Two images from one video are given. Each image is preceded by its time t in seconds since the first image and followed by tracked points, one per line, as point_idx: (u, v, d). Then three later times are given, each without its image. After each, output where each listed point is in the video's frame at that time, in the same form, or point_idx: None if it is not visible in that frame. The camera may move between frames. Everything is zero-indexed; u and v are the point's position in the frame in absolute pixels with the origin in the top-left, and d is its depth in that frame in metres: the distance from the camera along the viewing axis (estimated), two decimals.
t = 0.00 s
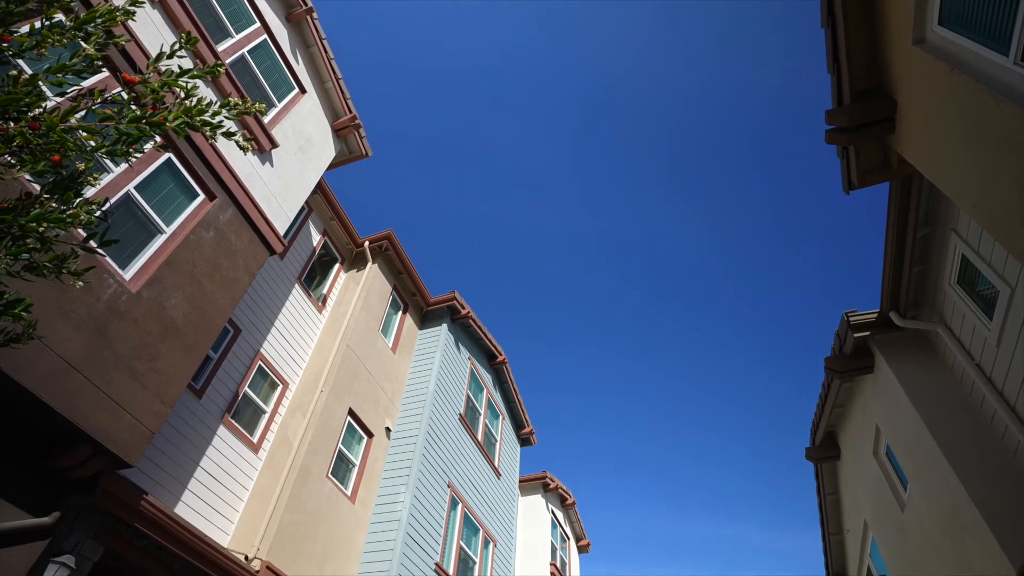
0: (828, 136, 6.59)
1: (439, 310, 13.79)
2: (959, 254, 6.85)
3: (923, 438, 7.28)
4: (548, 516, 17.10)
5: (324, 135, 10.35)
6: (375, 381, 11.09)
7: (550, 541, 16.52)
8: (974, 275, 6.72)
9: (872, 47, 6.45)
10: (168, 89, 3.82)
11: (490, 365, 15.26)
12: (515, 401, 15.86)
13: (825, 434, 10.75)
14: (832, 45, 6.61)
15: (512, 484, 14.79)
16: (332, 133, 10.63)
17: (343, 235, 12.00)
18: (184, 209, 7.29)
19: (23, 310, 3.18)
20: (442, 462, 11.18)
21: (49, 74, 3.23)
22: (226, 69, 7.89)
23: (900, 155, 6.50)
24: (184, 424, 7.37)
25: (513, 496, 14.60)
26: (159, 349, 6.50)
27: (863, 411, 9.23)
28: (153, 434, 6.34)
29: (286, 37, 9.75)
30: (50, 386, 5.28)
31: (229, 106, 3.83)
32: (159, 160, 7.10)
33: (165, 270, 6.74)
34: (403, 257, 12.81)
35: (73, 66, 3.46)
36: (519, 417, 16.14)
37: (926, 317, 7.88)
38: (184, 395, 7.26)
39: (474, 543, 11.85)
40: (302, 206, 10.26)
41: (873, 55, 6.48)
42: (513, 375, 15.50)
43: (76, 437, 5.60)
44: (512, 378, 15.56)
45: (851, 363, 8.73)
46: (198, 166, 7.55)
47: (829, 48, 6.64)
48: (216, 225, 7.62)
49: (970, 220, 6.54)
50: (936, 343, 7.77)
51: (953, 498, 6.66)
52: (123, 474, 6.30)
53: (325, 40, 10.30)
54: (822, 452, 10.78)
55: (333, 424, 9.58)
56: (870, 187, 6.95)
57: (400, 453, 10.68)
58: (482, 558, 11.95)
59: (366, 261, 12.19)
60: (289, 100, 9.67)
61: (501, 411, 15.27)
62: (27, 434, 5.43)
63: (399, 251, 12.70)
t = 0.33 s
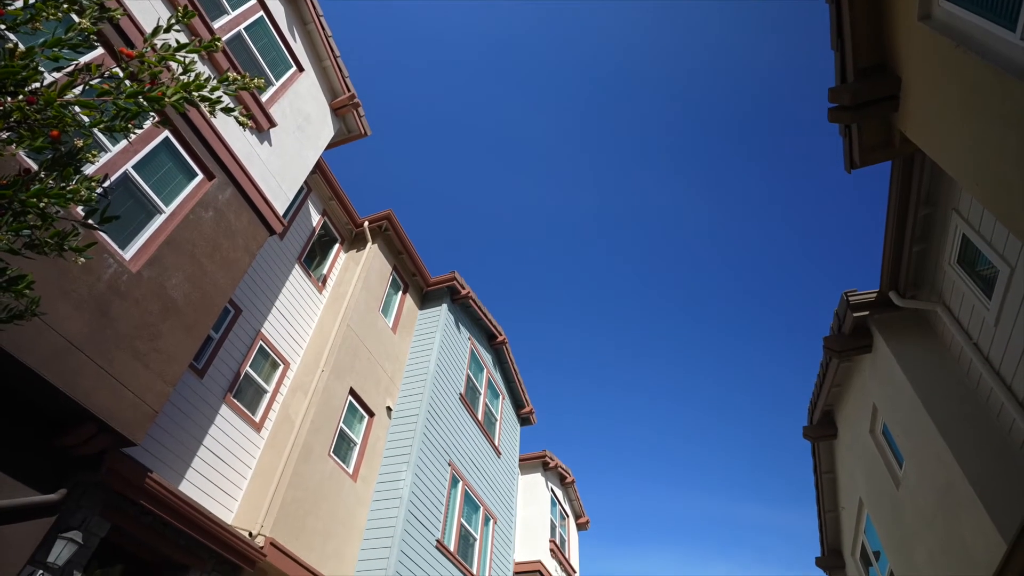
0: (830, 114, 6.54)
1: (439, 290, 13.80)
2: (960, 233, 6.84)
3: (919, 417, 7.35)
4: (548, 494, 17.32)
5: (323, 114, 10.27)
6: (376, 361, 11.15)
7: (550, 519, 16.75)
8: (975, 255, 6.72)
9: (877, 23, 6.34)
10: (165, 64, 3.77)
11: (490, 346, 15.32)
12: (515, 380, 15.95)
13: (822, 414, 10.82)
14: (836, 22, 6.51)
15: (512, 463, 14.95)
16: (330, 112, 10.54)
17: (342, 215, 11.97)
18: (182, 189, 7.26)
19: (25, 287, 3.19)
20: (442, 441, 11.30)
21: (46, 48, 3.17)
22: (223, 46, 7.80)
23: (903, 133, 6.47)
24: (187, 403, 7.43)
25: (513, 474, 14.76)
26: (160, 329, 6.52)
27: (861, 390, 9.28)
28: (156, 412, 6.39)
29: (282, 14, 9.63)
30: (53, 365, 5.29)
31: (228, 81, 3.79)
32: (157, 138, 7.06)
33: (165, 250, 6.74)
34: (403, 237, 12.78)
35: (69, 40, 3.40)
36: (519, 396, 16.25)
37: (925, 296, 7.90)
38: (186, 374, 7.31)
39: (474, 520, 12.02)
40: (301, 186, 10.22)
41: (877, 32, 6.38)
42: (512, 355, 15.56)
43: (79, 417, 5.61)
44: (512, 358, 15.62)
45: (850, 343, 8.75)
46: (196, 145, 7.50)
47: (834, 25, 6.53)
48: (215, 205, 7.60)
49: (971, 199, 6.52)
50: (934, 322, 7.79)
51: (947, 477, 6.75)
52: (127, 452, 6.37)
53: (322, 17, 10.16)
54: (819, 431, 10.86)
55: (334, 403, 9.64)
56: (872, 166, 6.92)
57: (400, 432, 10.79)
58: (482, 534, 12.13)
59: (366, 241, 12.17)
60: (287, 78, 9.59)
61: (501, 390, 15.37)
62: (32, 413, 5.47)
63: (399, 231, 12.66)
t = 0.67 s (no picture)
0: (834, 92, 6.47)
1: (439, 271, 13.80)
2: (961, 213, 6.82)
3: (916, 396, 7.40)
4: (548, 474, 17.51)
5: (321, 93, 10.18)
6: (376, 342, 11.19)
7: (550, 498, 16.95)
8: (976, 235, 6.72)
9: None
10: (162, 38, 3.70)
11: (490, 326, 15.36)
12: (515, 361, 16.02)
13: (820, 394, 10.87)
14: None
15: (512, 442, 15.08)
16: (329, 91, 10.44)
17: (342, 196, 11.93)
18: (181, 169, 7.23)
19: (28, 266, 3.18)
20: (443, 421, 11.41)
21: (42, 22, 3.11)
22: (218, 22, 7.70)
23: (906, 112, 6.40)
24: (189, 383, 7.48)
25: (513, 453, 14.91)
26: (162, 309, 6.54)
27: (859, 370, 9.32)
28: (159, 392, 6.43)
29: None
30: (55, 346, 5.30)
31: (226, 57, 3.75)
32: (155, 118, 7.00)
33: (164, 231, 6.73)
34: (402, 218, 12.73)
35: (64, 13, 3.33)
36: (519, 377, 16.35)
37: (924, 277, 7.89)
38: (188, 355, 7.34)
39: (474, 499, 12.17)
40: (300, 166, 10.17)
41: (882, 7, 6.26)
42: (513, 336, 15.62)
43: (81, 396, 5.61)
44: (512, 339, 15.68)
45: (849, 323, 8.76)
46: (194, 125, 7.46)
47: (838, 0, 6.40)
48: (214, 185, 7.57)
49: (974, 178, 6.49)
50: (933, 303, 7.82)
51: (942, 456, 6.82)
52: (130, 431, 6.42)
53: None
54: (817, 411, 10.94)
55: (335, 383, 9.70)
56: (875, 145, 6.86)
57: (401, 412, 10.88)
58: (482, 513, 12.29)
59: (365, 222, 12.14)
60: (285, 57, 9.49)
61: (501, 371, 15.46)
62: (36, 392, 5.48)
63: (399, 212, 12.60)
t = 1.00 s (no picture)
0: (837, 71, 6.39)
1: (439, 253, 13.78)
2: (963, 193, 6.81)
3: (913, 376, 7.44)
4: (548, 454, 17.68)
5: (319, 73, 10.09)
6: (377, 323, 11.22)
7: (550, 477, 17.15)
8: (978, 216, 6.70)
9: None
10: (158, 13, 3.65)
11: (490, 308, 15.38)
12: (515, 342, 16.08)
13: (818, 375, 10.90)
14: None
15: (512, 423, 15.21)
16: (327, 71, 10.34)
17: (341, 177, 11.87)
18: (179, 150, 7.19)
19: (30, 244, 3.16)
20: (444, 401, 11.49)
21: None
22: None
23: (911, 91, 6.33)
24: (191, 364, 7.52)
25: (513, 433, 15.04)
26: (163, 291, 6.55)
27: (858, 350, 9.34)
28: (161, 372, 6.46)
29: None
30: (58, 327, 5.31)
31: (223, 32, 3.71)
32: (152, 97, 6.96)
33: (164, 212, 6.72)
34: (402, 199, 12.68)
35: None
36: (519, 358, 16.43)
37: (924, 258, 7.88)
38: (189, 335, 7.37)
39: (475, 478, 12.30)
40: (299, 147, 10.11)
41: None
42: (512, 318, 15.67)
43: (85, 379, 5.64)
44: (512, 320, 15.73)
45: (849, 304, 8.76)
46: (191, 105, 7.41)
47: None
48: (213, 165, 7.53)
49: (977, 159, 6.46)
50: (933, 283, 7.82)
51: (939, 436, 6.88)
52: (134, 411, 6.48)
53: None
54: (815, 392, 11.00)
55: (336, 364, 9.75)
56: (877, 125, 6.79)
57: (402, 393, 10.96)
58: (483, 492, 12.44)
59: (365, 203, 12.09)
60: (282, 36, 9.39)
61: (501, 352, 15.53)
62: (39, 373, 5.50)
63: (398, 193, 12.54)
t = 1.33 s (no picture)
0: (841, 50, 6.33)
1: (439, 235, 13.76)
2: (966, 175, 6.78)
3: (912, 358, 7.47)
4: (548, 435, 17.84)
5: (317, 54, 10.01)
6: (378, 306, 11.25)
7: (550, 458, 17.32)
8: (980, 197, 6.68)
9: None
10: None
11: (490, 291, 15.40)
12: (515, 325, 16.14)
13: (818, 357, 10.95)
14: None
15: (513, 405, 15.32)
16: (325, 52, 10.25)
17: (341, 159, 11.82)
18: (178, 132, 7.17)
19: (32, 225, 3.16)
20: (445, 384, 11.57)
21: None
22: None
23: (915, 70, 6.26)
24: (194, 347, 7.56)
25: (514, 415, 15.16)
26: (164, 273, 6.57)
27: (858, 332, 9.36)
28: (164, 354, 6.50)
29: None
30: (60, 310, 5.32)
31: (223, 10, 3.66)
32: (150, 79, 6.92)
33: (163, 194, 6.71)
34: (402, 181, 12.62)
35: None
36: (520, 340, 16.50)
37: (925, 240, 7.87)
38: (191, 318, 7.40)
39: (476, 460, 12.43)
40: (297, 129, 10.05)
41: None
42: (513, 300, 15.70)
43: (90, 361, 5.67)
44: (513, 303, 15.77)
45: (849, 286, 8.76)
46: (189, 86, 7.35)
47: None
48: (212, 148, 7.50)
49: (981, 139, 6.42)
50: (934, 265, 7.82)
51: (937, 417, 6.92)
52: (138, 393, 6.54)
53: None
54: (814, 374, 11.05)
55: (338, 346, 9.81)
56: (881, 105, 6.72)
57: (403, 375, 11.03)
58: (484, 473, 12.58)
59: (365, 185, 12.05)
60: (278, 16, 9.31)
61: (501, 334, 15.58)
62: (43, 355, 5.53)
63: (398, 175, 12.48)
